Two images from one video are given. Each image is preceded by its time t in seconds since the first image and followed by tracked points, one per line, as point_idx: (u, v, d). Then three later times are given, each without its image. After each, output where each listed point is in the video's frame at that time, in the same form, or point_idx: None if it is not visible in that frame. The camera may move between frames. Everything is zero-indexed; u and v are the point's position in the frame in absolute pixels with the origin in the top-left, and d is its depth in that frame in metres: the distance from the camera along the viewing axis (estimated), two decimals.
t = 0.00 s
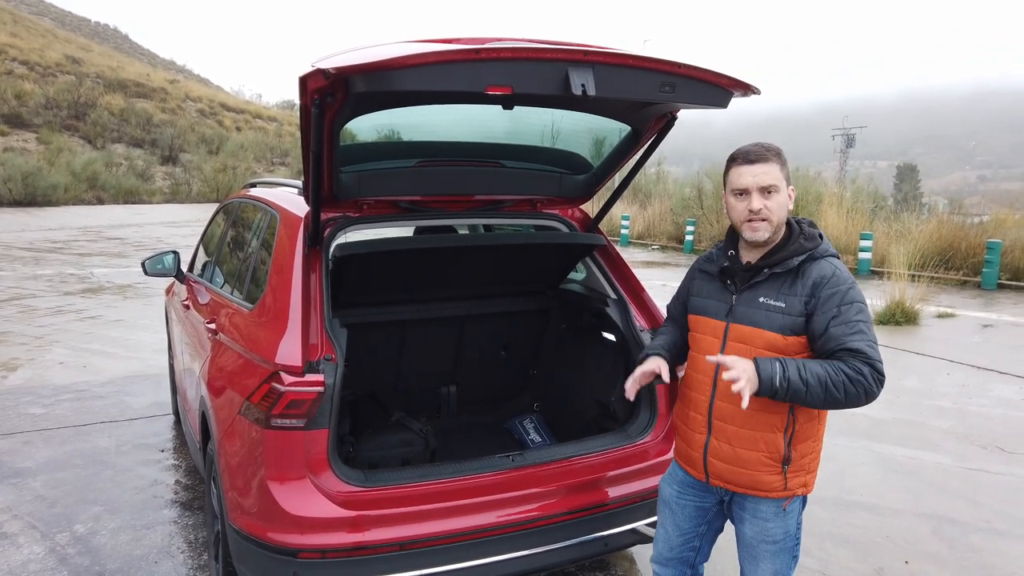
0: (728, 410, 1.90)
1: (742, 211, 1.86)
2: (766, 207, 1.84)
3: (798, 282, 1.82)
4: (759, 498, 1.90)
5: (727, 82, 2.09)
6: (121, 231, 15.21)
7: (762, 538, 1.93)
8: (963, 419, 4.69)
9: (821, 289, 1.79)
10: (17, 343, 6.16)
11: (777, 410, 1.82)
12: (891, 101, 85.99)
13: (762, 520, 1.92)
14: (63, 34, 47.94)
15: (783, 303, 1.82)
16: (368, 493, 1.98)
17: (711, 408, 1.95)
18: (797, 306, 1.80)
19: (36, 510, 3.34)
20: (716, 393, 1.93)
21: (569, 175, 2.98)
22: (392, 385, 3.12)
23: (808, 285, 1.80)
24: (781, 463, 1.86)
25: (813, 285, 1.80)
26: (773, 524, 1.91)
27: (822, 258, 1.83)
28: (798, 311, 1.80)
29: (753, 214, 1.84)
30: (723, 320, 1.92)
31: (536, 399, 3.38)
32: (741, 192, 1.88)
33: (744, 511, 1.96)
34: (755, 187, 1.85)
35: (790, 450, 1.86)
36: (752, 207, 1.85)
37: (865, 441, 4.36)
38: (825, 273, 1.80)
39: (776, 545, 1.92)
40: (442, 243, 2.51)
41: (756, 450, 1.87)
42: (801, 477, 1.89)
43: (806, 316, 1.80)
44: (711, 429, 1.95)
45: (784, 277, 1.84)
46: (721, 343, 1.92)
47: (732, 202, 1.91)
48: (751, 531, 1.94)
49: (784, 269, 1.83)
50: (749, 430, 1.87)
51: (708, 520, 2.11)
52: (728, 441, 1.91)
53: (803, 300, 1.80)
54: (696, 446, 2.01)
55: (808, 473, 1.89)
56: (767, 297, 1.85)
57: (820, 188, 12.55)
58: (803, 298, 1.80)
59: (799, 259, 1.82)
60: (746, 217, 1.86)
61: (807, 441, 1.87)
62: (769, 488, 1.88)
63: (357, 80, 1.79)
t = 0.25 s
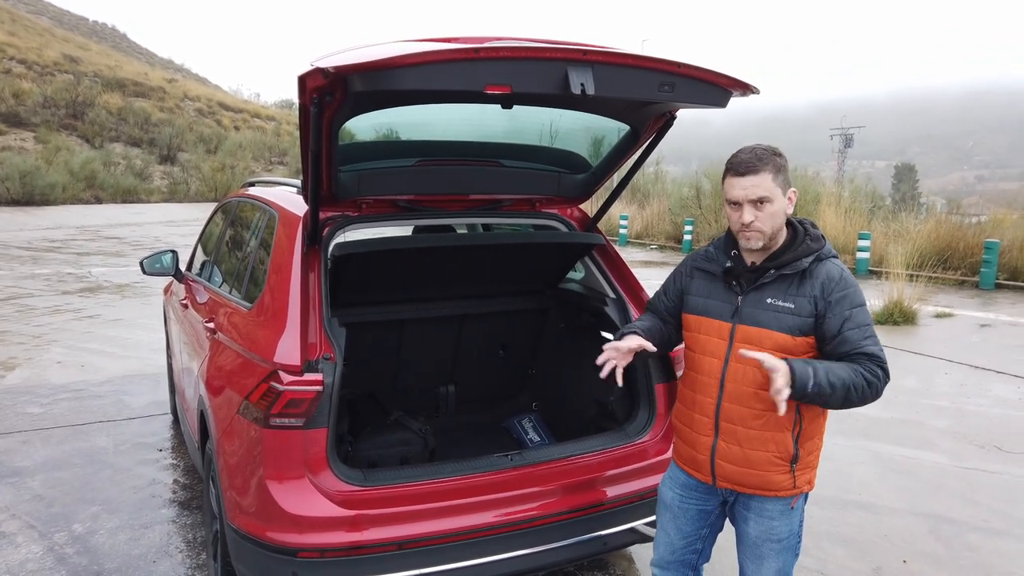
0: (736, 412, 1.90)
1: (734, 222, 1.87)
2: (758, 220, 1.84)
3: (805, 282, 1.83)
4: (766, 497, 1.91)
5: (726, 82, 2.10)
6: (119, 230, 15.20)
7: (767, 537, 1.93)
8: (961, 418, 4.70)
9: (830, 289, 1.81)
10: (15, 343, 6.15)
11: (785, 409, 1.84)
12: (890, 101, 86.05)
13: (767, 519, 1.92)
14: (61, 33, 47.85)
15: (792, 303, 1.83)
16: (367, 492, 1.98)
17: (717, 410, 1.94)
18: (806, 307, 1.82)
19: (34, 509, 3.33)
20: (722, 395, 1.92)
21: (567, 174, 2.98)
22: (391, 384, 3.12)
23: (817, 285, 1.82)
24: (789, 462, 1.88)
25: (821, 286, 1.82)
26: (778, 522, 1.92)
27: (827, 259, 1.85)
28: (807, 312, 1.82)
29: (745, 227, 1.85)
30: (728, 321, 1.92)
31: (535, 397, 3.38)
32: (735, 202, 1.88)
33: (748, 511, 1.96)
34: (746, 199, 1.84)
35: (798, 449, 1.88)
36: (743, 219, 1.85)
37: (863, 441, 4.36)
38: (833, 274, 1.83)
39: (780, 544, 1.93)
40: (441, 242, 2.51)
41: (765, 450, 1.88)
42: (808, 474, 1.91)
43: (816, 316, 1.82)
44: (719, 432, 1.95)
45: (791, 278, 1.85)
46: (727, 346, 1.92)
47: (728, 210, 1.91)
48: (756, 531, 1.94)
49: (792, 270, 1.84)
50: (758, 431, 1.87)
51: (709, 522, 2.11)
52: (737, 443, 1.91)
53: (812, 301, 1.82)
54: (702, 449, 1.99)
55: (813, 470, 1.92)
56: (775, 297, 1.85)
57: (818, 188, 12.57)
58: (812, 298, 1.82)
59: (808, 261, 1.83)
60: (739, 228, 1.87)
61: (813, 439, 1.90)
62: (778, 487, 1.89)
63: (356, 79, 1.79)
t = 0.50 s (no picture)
0: (731, 412, 1.90)
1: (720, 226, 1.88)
2: (742, 223, 1.84)
3: (799, 282, 1.83)
4: (762, 497, 1.91)
5: (724, 81, 2.10)
6: (117, 229, 15.17)
7: (762, 535, 1.93)
8: (959, 418, 4.71)
9: (825, 288, 1.81)
10: (12, 342, 6.14)
11: (779, 408, 1.85)
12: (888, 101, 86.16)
13: (762, 517, 1.93)
14: (58, 32, 47.75)
15: (786, 304, 1.83)
16: (365, 491, 1.98)
17: (712, 411, 1.94)
18: (801, 307, 1.82)
19: (31, 508, 3.32)
20: (717, 395, 1.92)
21: (566, 173, 2.98)
22: (389, 383, 3.12)
23: (811, 285, 1.82)
24: (784, 461, 1.88)
25: (816, 286, 1.82)
26: (773, 521, 1.92)
27: (820, 258, 1.85)
28: (802, 313, 1.81)
29: (730, 230, 1.86)
30: (722, 321, 1.92)
31: (533, 397, 3.38)
32: (721, 205, 1.88)
33: (744, 510, 1.96)
34: (730, 203, 1.85)
35: (793, 449, 1.88)
36: (727, 222, 1.86)
37: (860, 440, 4.37)
38: (827, 273, 1.83)
39: (776, 542, 1.93)
40: (439, 241, 2.50)
41: (759, 451, 1.88)
42: (803, 473, 1.91)
43: (812, 316, 1.81)
44: (714, 432, 1.95)
45: (784, 278, 1.85)
46: (722, 346, 1.92)
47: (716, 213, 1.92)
48: (751, 529, 1.95)
49: (785, 270, 1.83)
50: (753, 431, 1.88)
51: (704, 520, 2.11)
52: (732, 444, 1.91)
53: (806, 301, 1.82)
54: (698, 449, 2.00)
55: (808, 469, 1.92)
56: (768, 298, 1.85)
57: (816, 188, 12.58)
58: (807, 298, 1.81)
59: (801, 261, 1.83)
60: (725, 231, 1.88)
61: (808, 439, 1.90)
62: (774, 487, 1.89)
63: (354, 78, 1.79)
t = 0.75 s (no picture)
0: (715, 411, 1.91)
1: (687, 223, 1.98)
2: (695, 226, 1.92)
3: (783, 284, 1.82)
4: (748, 496, 1.92)
5: (722, 79, 2.10)
6: (113, 227, 15.14)
7: (751, 536, 1.93)
8: (955, 416, 4.72)
9: (808, 293, 1.79)
10: (8, 340, 6.12)
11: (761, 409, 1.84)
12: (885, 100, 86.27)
13: (750, 518, 1.93)
14: (55, 30, 47.61)
15: (768, 305, 1.82)
16: (362, 490, 1.98)
17: (698, 409, 1.96)
18: (782, 310, 1.80)
19: (27, 507, 3.32)
20: (702, 394, 1.94)
21: (563, 172, 2.98)
22: (386, 381, 3.12)
23: (795, 288, 1.80)
24: (769, 462, 1.87)
25: (799, 290, 1.80)
26: (761, 522, 1.92)
27: (807, 260, 1.82)
28: (783, 316, 1.80)
29: (690, 229, 1.96)
30: (709, 320, 1.94)
31: (531, 396, 3.38)
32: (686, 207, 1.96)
33: (733, 509, 1.97)
34: (687, 206, 1.93)
35: (778, 451, 1.86)
36: (687, 222, 1.96)
37: (857, 439, 4.37)
38: (811, 277, 1.80)
39: (764, 543, 1.93)
40: (435, 240, 2.50)
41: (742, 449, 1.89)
42: (790, 476, 1.89)
43: (792, 320, 1.79)
44: (699, 430, 1.97)
45: (770, 279, 1.85)
46: (708, 345, 1.93)
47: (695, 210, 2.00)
48: (740, 529, 1.95)
49: (768, 272, 1.83)
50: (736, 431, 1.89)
51: (700, 518, 2.12)
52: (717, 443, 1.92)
53: (788, 303, 1.80)
54: (685, 447, 2.02)
55: (797, 471, 1.90)
56: (752, 298, 1.85)
57: (813, 187, 12.60)
58: (788, 301, 1.80)
59: (785, 262, 1.82)
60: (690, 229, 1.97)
61: (795, 441, 1.88)
62: (758, 487, 1.89)
63: (351, 75, 1.78)
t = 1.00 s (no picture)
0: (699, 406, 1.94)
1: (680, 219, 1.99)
2: (686, 222, 1.92)
3: (764, 281, 1.82)
4: (733, 495, 1.92)
5: (718, 78, 2.10)
6: (109, 226, 15.08)
7: (739, 535, 1.93)
8: (952, 416, 4.72)
9: (786, 289, 1.78)
10: (3, 339, 6.09)
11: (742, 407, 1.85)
12: (881, 99, 86.45)
13: (738, 517, 1.93)
14: (50, 27, 47.41)
15: (748, 302, 1.83)
16: (358, 490, 1.97)
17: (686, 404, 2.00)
18: (760, 307, 1.80)
19: (22, 506, 3.30)
20: (688, 389, 1.98)
21: (560, 170, 2.97)
22: (382, 380, 3.11)
23: (773, 285, 1.80)
24: (752, 462, 1.86)
25: (778, 286, 1.79)
26: (748, 521, 1.92)
27: (790, 257, 1.81)
28: (761, 313, 1.80)
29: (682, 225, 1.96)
30: (696, 317, 1.96)
31: (528, 395, 3.37)
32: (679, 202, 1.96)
33: (722, 507, 1.97)
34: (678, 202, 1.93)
35: (761, 451, 1.85)
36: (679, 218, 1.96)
37: (854, 438, 4.38)
38: (791, 273, 1.78)
39: (752, 542, 1.93)
40: (431, 238, 2.49)
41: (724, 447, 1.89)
42: (775, 476, 1.88)
43: (770, 317, 1.79)
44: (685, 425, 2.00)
45: (752, 277, 1.85)
46: (695, 341, 1.96)
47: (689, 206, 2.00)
48: (728, 528, 1.95)
49: (749, 270, 1.84)
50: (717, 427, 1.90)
51: (697, 515, 2.11)
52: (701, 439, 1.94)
53: (766, 300, 1.80)
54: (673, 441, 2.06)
55: (783, 472, 1.88)
56: (735, 296, 1.86)
57: (810, 186, 12.61)
58: (766, 298, 1.80)
59: (764, 260, 1.82)
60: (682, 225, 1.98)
61: (779, 441, 1.85)
62: (740, 486, 1.89)
63: (347, 73, 1.77)
